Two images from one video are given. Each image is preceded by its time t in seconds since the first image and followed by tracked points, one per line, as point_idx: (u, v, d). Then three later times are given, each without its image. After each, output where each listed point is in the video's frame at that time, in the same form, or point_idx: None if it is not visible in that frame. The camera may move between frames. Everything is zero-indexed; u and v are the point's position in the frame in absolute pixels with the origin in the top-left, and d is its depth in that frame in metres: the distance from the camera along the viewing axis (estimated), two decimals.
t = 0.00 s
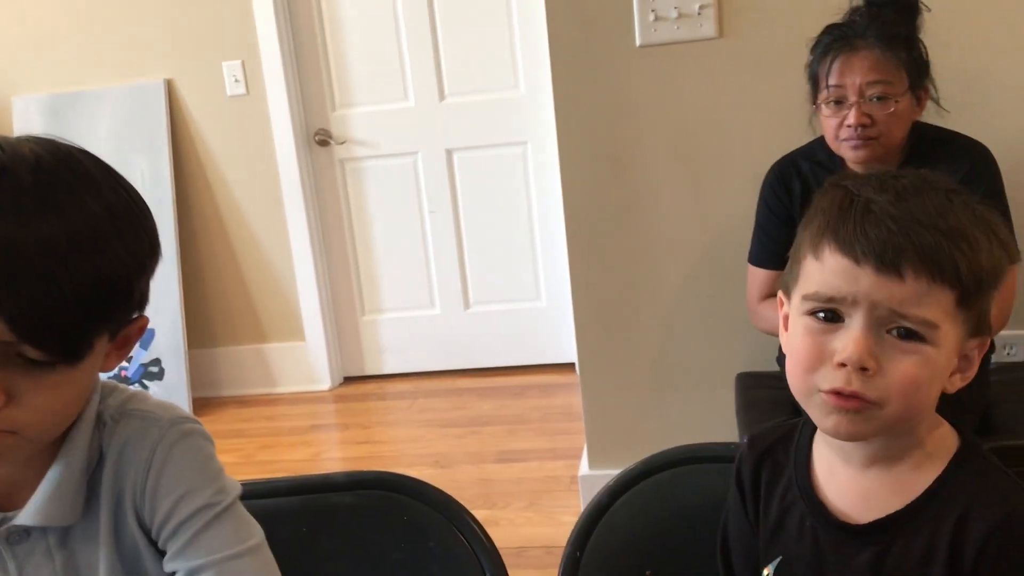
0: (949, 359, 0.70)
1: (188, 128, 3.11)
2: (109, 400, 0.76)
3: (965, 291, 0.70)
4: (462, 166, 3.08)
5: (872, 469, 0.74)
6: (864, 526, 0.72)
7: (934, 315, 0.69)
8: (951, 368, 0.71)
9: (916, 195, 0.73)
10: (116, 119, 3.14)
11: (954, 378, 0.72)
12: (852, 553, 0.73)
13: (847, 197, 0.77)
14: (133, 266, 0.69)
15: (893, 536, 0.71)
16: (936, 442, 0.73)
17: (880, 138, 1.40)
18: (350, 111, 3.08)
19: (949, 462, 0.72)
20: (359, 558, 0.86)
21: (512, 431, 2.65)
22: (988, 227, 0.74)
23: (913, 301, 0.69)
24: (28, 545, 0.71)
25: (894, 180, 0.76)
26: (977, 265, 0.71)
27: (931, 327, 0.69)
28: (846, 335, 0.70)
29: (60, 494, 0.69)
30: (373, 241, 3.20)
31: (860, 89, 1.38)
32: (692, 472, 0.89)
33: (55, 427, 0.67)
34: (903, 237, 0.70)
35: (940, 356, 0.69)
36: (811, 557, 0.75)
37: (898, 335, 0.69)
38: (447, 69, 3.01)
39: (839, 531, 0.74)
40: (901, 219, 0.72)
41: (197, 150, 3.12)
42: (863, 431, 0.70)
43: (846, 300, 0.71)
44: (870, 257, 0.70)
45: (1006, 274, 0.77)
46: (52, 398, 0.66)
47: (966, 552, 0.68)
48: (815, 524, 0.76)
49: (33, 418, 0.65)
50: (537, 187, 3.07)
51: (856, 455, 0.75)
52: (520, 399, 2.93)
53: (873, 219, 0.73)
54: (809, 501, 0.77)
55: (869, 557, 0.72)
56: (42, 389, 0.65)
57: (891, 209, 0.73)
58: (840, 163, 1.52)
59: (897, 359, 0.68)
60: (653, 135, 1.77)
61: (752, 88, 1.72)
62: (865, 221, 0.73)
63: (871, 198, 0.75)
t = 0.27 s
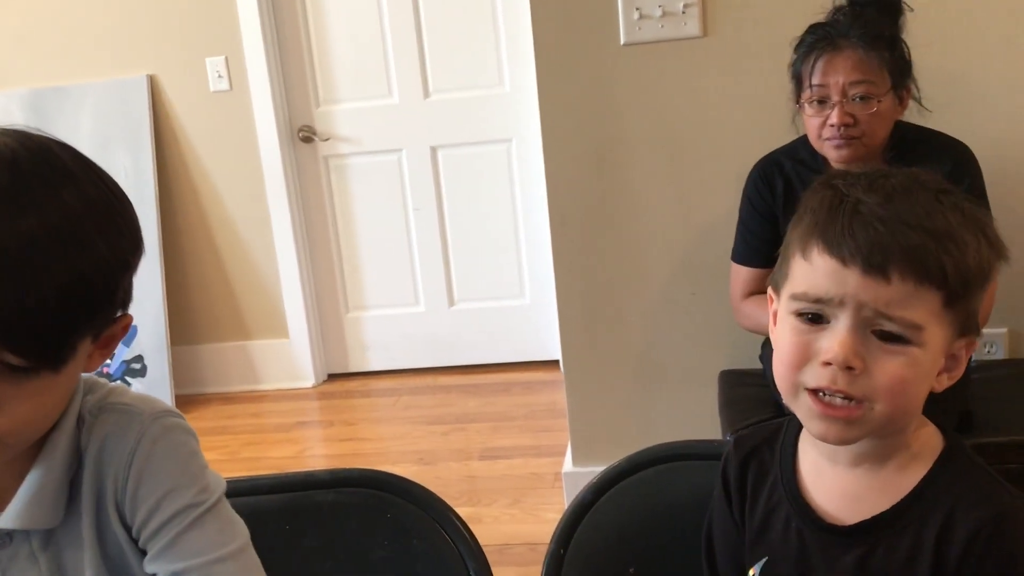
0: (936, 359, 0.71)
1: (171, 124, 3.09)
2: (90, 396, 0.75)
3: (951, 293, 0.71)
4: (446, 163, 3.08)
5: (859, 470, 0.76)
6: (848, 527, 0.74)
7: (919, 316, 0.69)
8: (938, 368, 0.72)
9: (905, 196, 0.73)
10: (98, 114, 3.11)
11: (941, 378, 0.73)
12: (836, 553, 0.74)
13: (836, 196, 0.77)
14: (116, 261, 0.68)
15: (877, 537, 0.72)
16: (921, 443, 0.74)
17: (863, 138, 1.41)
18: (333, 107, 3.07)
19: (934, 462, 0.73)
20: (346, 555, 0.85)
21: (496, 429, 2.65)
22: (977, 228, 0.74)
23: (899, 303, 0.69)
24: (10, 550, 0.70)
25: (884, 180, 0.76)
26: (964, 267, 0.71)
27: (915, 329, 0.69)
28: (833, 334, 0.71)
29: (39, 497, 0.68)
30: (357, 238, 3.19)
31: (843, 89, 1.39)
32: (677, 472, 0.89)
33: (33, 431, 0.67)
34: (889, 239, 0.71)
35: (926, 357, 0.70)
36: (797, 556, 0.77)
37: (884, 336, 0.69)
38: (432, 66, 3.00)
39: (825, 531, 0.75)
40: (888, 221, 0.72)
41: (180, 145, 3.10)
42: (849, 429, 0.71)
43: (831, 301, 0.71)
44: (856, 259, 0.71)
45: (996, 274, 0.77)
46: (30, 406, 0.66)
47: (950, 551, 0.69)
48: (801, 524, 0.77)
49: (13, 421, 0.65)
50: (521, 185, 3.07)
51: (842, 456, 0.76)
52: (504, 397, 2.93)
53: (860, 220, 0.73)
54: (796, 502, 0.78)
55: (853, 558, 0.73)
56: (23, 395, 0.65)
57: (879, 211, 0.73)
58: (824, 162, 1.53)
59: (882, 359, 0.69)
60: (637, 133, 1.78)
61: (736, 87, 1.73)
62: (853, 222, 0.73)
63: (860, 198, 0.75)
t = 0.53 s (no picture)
0: (915, 358, 0.71)
1: (155, 120, 3.06)
2: (72, 396, 0.71)
3: (929, 292, 0.71)
4: (432, 160, 3.07)
5: (847, 464, 0.76)
6: (837, 519, 0.74)
7: (895, 318, 0.70)
8: (917, 365, 0.72)
9: (879, 197, 0.73)
10: (81, 109, 3.08)
11: (922, 372, 0.73)
12: (824, 547, 0.74)
13: (812, 197, 0.77)
14: (100, 254, 0.62)
15: (866, 530, 0.72)
16: (907, 437, 0.75)
17: (849, 135, 1.41)
18: (319, 104, 3.05)
19: (923, 455, 0.74)
20: (327, 553, 0.85)
21: (481, 427, 2.64)
22: (955, 223, 0.73)
23: (874, 307, 0.69)
24: None
25: (858, 179, 0.75)
26: (941, 265, 0.71)
27: (892, 331, 0.69)
28: (809, 340, 0.71)
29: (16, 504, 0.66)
30: (342, 235, 3.17)
31: (829, 86, 1.40)
32: (663, 469, 0.89)
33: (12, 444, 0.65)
34: (863, 244, 0.70)
35: (904, 357, 0.70)
36: (784, 549, 0.76)
37: (861, 339, 0.70)
38: (418, 63, 2.99)
39: (813, 524, 0.75)
40: (862, 224, 0.72)
41: (163, 141, 3.07)
42: (830, 429, 0.72)
43: (806, 307, 0.71)
44: (830, 266, 0.71)
45: (978, 262, 0.77)
46: (7, 420, 0.63)
47: (939, 543, 0.69)
48: (789, 518, 0.77)
49: None
50: (507, 182, 3.06)
51: (831, 451, 0.77)
52: (489, 394, 2.92)
53: (833, 224, 0.73)
54: (784, 496, 0.78)
55: (843, 549, 0.73)
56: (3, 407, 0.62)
57: (853, 214, 0.72)
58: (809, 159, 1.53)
59: (860, 362, 0.69)
60: (623, 131, 1.77)
61: (722, 84, 1.73)
62: (827, 227, 0.73)
63: (834, 200, 0.75)
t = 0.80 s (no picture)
0: (906, 346, 0.70)
1: (141, 115, 3.04)
2: (61, 392, 0.69)
3: (918, 279, 0.71)
4: (419, 156, 3.05)
5: (838, 451, 0.76)
6: (829, 506, 0.74)
7: (885, 306, 0.69)
8: (908, 355, 0.71)
9: (864, 187, 0.73)
10: (65, 105, 3.05)
11: (914, 362, 0.73)
12: (817, 533, 0.74)
13: (799, 191, 0.78)
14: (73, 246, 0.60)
15: (857, 516, 0.72)
16: (896, 425, 0.75)
17: (835, 132, 1.42)
18: (305, 98, 3.04)
19: (915, 442, 0.73)
20: (311, 553, 0.84)
21: (468, 423, 2.64)
22: (943, 212, 0.73)
23: (863, 295, 0.69)
24: None
25: (845, 172, 0.76)
26: (930, 253, 0.71)
27: (882, 319, 0.69)
28: (798, 329, 0.71)
29: None
30: (328, 231, 3.15)
31: (816, 83, 1.40)
32: (648, 467, 0.89)
33: None
34: (850, 233, 0.70)
35: (894, 345, 0.69)
36: (776, 536, 0.76)
37: (850, 328, 0.69)
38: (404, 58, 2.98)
39: (805, 511, 0.75)
40: (848, 213, 0.72)
41: (148, 136, 3.05)
42: (822, 419, 0.71)
43: (795, 297, 0.71)
44: (817, 253, 0.71)
45: (970, 253, 0.77)
46: None
47: (930, 529, 0.69)
48: (779, 505, 0.77)
49: None
50: (495, 178, 3.05)
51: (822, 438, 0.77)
52: (477, 390, 2.92)
53: (821, 216, 0.73)
54: (775, 483, 0.78)
55: (834, 536, 0.73)
56: None
57: (839, 204, 0.73)
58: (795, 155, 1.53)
59: (850, 350, 0.69)
60: (610, 127, 1.77)
61: (709, 80, 1.73)
62: (815, 217, 0.73)
63: (821, 192, 0.75)
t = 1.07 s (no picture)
0: (903, 338, 0.70)
1: (126, 109, 3.01)
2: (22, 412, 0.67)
3: (915, 271, 0.71)
4: (407, 151, 3.04)
5: (835, 458, 0.76)
6: (827, 512, 0.74)
7: (880, 293, 0.69)
8: (905, 351, 0.71)
9: (863, 176, 0.75)
10: (50, 99, 3.03)
11: (913, 361, 0.72)
12: (814, 538, 0.74)
13: (799, 182, 0.78)
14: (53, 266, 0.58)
15: (855, 523, 0.72)
16: (900, 437, 0.75)
17: (821, 128, 1.42)
18: (293, 92, 3.02)
19: (914, 452, 0.74)
20: (297, 548, 0.84)
21: (456, 419, 2.64)
22: (942, 211, 0.74)
23: (858, 278, 0.69)
24: None
25: (845, 166, 0.77)
26: (928, 245, 0.72)
27: (877, 305, 0.69)
28: (793, 312, 0.71)
29: None
30: (315, 226, 3.14)
31: (804, 78, 1.40)
32: (638, 464, 0.88)
33: None
34: (847, 216, 0.71)
35: (890, 335, 0.69)
36: (772, 539, 0.76)
37: (846, 312, 0.69)
38: (392, 52, 2.96)
39: (802, 514, 0.75)
40: (847, 199, 0.73)
41: (133, 130, 3.02)
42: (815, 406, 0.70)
43: (789, 280, 0.72)
44: (814, 235, 0.71)
45: (970, 260, 0.77)
46: None
47: (930, 543, 0.70)
48: (774, 507, 0.77)
49: None
50: (483, 173, 3.05)
51: (819, 442, 0.76)
52: (465, 386, 2.92)
53: (818, 201, 0.74)
54: (771, 484, 0.78)
55: (832, 542, 0.73)
56: None
57: (838, 192, 0.74)
58: (784, 150, 1.53)
59: (845, 336, 0.69)
60: (599, 122, 1.77)
61: (698, 76, 1.73)
62: (813, 203, 0.74)
63: (820, 182, 0.76)
